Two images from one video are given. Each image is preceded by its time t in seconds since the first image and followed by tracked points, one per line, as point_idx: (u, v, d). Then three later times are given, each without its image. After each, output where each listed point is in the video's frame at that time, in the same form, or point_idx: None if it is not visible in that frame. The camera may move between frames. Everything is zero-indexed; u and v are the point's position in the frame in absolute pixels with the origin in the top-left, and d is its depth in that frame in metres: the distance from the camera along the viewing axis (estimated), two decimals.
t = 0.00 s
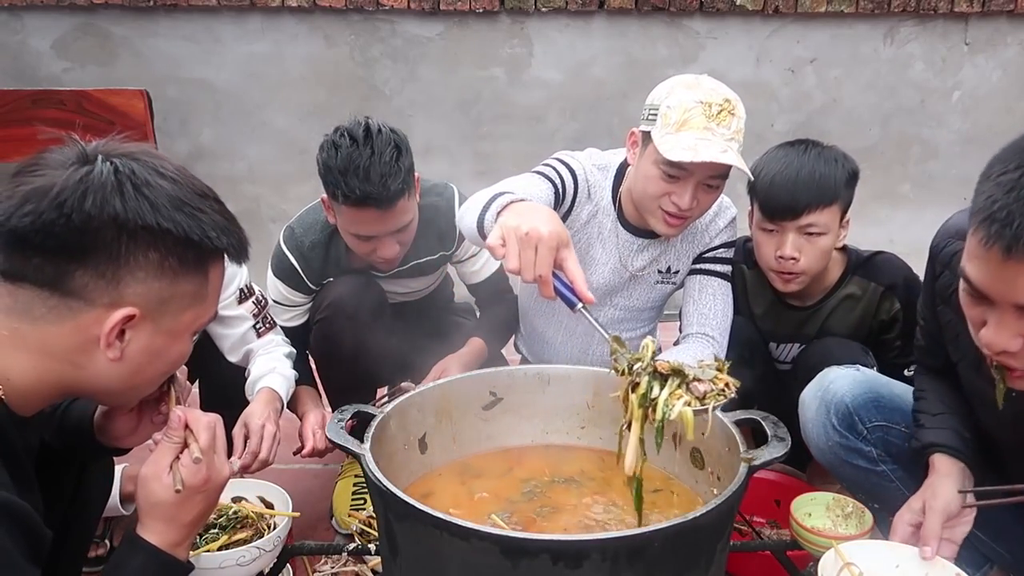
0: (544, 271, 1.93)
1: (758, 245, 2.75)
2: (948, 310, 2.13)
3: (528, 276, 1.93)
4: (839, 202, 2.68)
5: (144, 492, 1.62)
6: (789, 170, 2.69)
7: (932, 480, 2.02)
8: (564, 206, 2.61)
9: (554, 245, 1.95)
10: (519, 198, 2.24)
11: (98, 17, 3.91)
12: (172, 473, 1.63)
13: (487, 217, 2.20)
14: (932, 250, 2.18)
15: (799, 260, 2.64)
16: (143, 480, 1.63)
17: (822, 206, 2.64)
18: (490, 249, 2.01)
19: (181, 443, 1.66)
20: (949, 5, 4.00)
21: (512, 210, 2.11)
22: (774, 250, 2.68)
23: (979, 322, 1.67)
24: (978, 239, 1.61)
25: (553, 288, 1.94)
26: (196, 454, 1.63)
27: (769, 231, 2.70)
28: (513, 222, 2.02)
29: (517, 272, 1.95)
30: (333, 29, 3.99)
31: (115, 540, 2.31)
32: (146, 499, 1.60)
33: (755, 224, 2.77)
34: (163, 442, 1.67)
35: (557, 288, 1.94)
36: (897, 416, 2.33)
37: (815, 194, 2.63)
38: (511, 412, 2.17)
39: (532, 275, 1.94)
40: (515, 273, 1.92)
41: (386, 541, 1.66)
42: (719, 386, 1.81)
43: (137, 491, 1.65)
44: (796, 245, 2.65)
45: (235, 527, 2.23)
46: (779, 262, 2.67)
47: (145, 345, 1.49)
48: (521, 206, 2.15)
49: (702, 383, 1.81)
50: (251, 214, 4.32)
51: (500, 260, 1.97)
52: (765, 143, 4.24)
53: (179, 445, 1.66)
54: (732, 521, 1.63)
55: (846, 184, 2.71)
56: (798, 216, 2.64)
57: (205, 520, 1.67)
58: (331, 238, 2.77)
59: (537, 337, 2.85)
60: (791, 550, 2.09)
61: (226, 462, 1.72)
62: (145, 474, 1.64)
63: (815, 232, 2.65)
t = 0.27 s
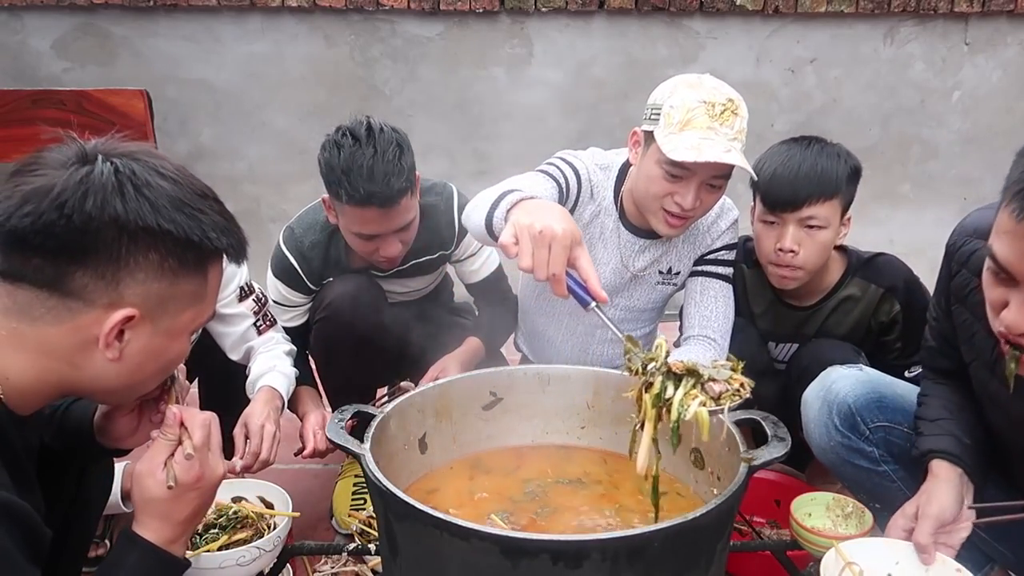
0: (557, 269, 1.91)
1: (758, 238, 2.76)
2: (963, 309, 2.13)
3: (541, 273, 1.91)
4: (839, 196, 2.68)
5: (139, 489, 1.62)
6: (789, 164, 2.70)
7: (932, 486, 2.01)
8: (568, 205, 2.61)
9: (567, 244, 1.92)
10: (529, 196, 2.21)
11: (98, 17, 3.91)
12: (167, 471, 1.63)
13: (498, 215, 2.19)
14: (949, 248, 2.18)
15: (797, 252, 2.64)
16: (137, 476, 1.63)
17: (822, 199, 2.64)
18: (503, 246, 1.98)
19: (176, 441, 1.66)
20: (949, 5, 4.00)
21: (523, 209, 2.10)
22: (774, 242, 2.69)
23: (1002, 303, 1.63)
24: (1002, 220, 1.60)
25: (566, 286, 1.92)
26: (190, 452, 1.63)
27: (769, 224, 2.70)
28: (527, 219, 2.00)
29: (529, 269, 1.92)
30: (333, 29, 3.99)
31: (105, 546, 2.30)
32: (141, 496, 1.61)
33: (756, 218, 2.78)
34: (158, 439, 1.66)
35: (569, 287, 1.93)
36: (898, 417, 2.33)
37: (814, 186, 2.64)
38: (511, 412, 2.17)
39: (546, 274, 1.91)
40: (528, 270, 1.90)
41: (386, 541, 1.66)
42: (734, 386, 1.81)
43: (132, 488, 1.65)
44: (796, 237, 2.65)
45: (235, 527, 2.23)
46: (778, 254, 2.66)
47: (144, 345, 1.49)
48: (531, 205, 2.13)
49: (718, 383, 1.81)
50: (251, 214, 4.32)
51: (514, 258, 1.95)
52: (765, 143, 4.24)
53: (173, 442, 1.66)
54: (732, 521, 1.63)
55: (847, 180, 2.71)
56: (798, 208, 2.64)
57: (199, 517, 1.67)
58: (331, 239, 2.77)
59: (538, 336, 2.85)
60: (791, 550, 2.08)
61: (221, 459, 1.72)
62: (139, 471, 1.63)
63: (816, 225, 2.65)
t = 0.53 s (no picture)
0: (572, 247, 1.92)
1: (758, 235, 2.77)
2: (972, 303, 2.13)
3: (555, 251, 1.93)
4: (842, 194, 2.68)
5: (136, 489, 1.62)
6: (790, 161, 2.70)
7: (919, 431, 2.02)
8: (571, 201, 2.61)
9: (582, 222, 1.94)
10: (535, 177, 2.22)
11: (98, 17, 3.91)
12: (165, 472, 1.63)
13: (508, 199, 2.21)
14: (960, 243, 2.19)
15: (798, 249, 2.64)
16: (134, 477, 1.63)
17: (823, 196, 2.64)
18: (517, 224, 2.01)
19: (173, 441, 1.66)
20: (949, 5, 4.00)
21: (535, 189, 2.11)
22: (775, 238, 2.69)
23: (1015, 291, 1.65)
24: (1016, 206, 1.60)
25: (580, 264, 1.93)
26: (188, 452, 1.63)
27: (770, 220, 2.71)
28: (541, 197, 2.02)
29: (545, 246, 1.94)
30: (333, 29, 3.99)
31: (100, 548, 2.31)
32: (140, 497, 1.60)
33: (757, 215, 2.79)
34: (156, 440, 1.66)
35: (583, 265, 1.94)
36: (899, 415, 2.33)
37: (815, 182, 2.64)
38: (511, 412, 2.17)
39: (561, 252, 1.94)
40: (542, 248, 1.92)
41: (387, 541, 1.66)
42: (751, 364, 1.80)
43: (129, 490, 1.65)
44: (797, 234, 2.65)
45: (235, 527, 2.23)
46: (778, 251, 2.67)
47: (146, 344, 1.50)
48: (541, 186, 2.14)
49: (734, 361, 1.79)
50: (251, 214, 4.32)
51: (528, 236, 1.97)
52: (765, 143, 4.24)
53: (171, 443, 1.66)
54: (732, 520, 1.63)
55: (849, 179, 2.71)
56: (799, 204, 2.64)
57: (197, 520, 1.67)
58: (330, 239, 2.77)
59: (539, 333, 2.85)
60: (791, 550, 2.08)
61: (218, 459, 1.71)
62: (138, 472, 1.63)
63: (816, 222, 2.65)
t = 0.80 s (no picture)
0: (618, 205, 1.87)
1: (763, 234, 2.76)
2: (976, 289, 2.18)
3: (601, 210, 1.89)
4: (849, 198, 2.68)
5: (136, 487, 1.61)
6: (801, 161, 2.70)
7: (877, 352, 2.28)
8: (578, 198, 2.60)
9: (629, 178, 1.88)
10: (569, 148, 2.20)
11: (98, 17, 3.91)
12: (167, 470, 1.63)
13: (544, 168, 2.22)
14: (969, 229, 2.24)
15: (806, 250, 2.65)
16: (136, 475, 1.62)
17: (832, 197, 2.64)
18: (563, 183, 1.99)
19: (175, 440, 1.66)
20: (949, 5, 4.01)
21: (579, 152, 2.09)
22: (781, 236, 2.69)
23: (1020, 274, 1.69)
24: None
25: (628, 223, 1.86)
26: (190, 452, 1.63)
27: (776, 221, 2.70)
28: (588, 156, 1.98)
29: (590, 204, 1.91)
30: (333, 29, 3.99)
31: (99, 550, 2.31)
32: (141, 495, 1.60)
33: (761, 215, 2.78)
34: (157, 438, 1.66)
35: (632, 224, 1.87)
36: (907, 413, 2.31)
37: (825, 184, 2.64)
38: (511, 412, 2.17)
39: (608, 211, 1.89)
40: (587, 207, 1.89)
41: (386, 541, 1.66)
42: (811, 313, 1.86)
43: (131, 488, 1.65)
44: (805, 235, 2.65)
45: (235, 527, 2.23)
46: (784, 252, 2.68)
47: (148, 345, 1.50)
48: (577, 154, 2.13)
49: (795, 311, 1.85)
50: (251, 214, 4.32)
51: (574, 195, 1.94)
52: (765, 143, 4.24)
53: (173, 441, 1.65)
54: (732, 521, 1.63)
55: (857, 184, 2.70)
56: (808, 205, 2.63)
57: (196, 520, 1.67)
58: (327, 238, 2.77)
59: (540, 331, 2.84)
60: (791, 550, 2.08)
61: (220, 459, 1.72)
62: (139, 470, 1.63)
63: (824, 223, 2.65)
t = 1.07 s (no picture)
0: (694, 202, 1.77)
1: (767, 244, 2.76)
2: (980, 276, 2.22)
3: (678, 208, 1.76)
4: (853, 209, 2.68)
5: (139, 487, 1.61)
6: (805, 173, 2.69)
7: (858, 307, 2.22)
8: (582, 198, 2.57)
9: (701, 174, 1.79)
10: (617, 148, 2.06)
11: (98, 17, 3.91)
12: (168, 469, 1.63)
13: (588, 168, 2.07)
14: (973, 219, 2.28)
15: (811, 262, 2.67)
16: (139, 474, 1.63)
17: (837, 211, 2.64)
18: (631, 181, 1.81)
19: (178, 440, 1.66)
20: (949, 5, 4.01)
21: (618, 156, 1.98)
22: (785, 249, 2.71)
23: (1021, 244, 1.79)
24: None
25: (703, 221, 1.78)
26: (193, 452, 1.63)
27: (782, 233, 2.70)
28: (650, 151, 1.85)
29: (665, 205, 1.76)
30: (333, 29, 3.99)
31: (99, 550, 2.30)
32: (141, 494, 1.60)
33: (765, 224, 2.77)
34: (162, 438, 1.67)
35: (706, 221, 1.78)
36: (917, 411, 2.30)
37: (830, 197, 2.64)
38: (512, 412, 2.17)
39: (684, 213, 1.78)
40: (667, 204, 1.75)
41: (386, 541, 1.66)
42: (889, 303, 1.93)
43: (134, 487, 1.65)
44: (808, 247, 2.67)
45: (235, 527, 2.23)
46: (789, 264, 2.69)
47: (145, 339, 1.48)
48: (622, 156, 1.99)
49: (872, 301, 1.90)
50: (251, 214, 4.32)
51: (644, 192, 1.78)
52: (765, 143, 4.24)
53: (176, 442, 1.66)
54: (732, 521, 1.63)
55: (861, 193, 2.71)
56: (814, 218, 2.64)
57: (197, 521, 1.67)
58: (324, 238, 2.79)
59: (542, 330, 2.84)
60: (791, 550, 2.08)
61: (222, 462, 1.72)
62: (142, 468, 1.63)
63: (829, 236, 2.66)
